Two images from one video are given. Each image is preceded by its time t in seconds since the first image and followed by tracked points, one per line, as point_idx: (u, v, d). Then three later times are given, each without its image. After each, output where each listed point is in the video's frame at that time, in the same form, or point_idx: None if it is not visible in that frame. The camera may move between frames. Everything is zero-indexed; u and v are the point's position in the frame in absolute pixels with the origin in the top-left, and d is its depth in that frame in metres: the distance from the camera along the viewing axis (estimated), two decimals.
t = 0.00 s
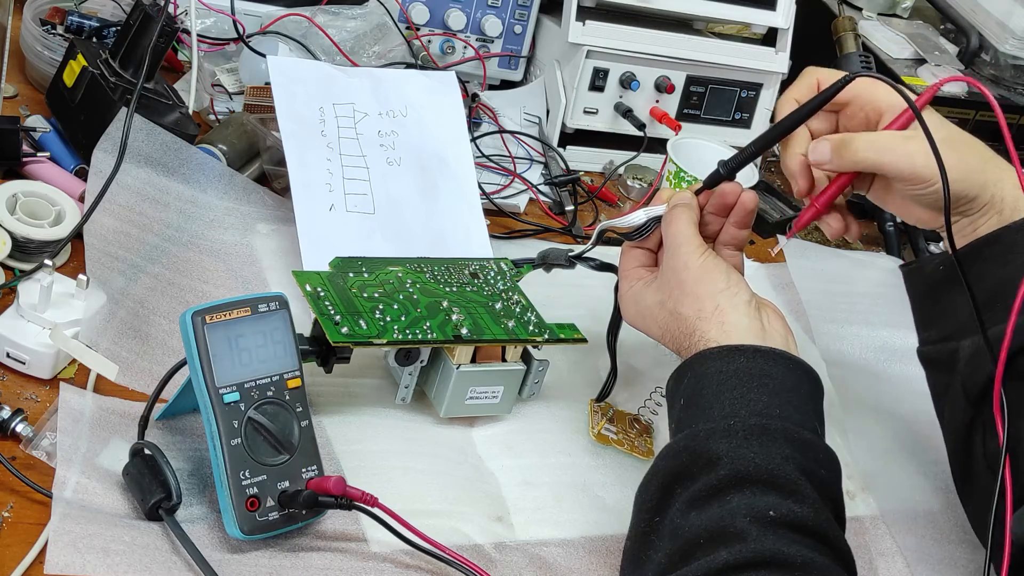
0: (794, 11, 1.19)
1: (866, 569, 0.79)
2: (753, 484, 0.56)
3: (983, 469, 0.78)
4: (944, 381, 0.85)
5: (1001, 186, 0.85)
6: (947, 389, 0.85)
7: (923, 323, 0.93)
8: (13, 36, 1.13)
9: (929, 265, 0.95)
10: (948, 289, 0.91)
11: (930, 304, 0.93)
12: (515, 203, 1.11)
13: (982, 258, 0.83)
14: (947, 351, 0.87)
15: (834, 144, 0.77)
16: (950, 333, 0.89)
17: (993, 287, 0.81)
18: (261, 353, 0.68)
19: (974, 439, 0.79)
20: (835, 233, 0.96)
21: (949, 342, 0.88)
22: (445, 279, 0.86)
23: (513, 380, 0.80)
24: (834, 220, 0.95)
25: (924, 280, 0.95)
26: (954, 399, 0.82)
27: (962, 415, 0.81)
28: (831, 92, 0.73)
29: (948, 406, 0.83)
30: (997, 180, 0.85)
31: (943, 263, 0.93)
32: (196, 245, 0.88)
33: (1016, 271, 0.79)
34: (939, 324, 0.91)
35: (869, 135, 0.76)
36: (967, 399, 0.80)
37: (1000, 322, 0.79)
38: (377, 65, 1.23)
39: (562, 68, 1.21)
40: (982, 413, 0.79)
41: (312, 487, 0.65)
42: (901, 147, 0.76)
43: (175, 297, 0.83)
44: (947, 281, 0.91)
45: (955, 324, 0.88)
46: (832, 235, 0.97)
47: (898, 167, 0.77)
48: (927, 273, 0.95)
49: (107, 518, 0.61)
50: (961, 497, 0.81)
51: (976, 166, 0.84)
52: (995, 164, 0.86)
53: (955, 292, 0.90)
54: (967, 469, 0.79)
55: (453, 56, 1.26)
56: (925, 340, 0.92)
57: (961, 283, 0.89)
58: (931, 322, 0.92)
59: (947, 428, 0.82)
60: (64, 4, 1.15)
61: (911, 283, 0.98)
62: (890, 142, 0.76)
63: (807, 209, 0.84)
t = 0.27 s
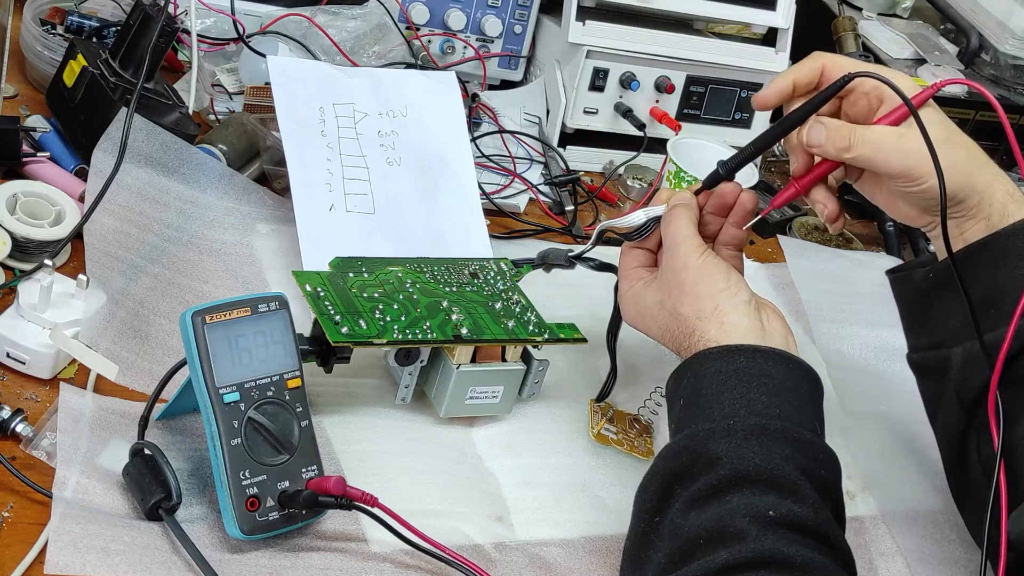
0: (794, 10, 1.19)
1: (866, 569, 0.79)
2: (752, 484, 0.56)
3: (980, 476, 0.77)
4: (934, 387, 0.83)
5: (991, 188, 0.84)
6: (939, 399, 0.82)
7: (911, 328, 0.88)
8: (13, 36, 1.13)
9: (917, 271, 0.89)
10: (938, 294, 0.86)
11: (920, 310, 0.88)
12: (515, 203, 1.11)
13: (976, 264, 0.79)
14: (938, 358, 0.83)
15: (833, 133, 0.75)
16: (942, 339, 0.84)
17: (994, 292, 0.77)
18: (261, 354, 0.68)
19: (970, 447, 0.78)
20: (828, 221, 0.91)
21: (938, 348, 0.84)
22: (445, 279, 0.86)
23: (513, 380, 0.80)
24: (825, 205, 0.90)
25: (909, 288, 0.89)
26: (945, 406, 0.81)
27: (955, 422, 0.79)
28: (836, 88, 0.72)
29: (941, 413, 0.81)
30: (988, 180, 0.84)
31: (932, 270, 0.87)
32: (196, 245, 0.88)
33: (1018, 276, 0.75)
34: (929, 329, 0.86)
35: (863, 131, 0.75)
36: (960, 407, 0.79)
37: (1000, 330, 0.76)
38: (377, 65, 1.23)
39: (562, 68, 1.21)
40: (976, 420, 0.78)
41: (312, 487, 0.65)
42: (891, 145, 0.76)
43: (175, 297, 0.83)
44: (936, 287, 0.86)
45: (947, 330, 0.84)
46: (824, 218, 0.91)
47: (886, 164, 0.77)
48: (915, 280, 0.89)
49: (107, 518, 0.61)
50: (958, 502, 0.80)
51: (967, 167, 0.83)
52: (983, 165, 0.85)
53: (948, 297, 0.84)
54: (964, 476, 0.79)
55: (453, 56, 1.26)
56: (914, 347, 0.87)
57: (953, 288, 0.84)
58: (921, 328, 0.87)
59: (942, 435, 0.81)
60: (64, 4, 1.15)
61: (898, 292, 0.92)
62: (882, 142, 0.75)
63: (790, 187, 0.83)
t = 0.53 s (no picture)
0: (794, 10, 1.19)
1: (866, 569, 0.79)
2: (753, 484, 0.56)
3: (977, 479, 0.77)
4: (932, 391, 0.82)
5: (981, 197, 0.84)
6: (936, 403, 0.82)
7: (907, 331, 0.87)
8: (13, 36, 1.13)
9: (912, 277, 0.88)
10: (934, 300, 0.85)
11: (916, 316, 0.87)
12: (515, 203, 1.11)
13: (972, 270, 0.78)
14: (935, 363, 0.83)
15: (820, 147, 0.74)
16: (938, 344, 0.83)
17: (991, 297, 0.75)
18: (261, 354, 0.68)
19: (967, 451, 0.78)
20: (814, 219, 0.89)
21: (935, 353, 0.83)
22: (445, 279, 0.86)
23: (513, 380, 0.80)
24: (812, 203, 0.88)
25: (905, 294, 0.88)
26: (943, 411, 0.80)
27: (953, 427, 0.79)
28: (837, 89, 0.73)
29: (938, 418, 0.81)
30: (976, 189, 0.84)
31: (927, 275, 0.85)
32: (196, 245, 0.88)
33: (1016, 281, 0.74)
34: (925, 333, 0.85)
35: (853, 140, 0.76)
36: (957, 412, 0.78)
37: (998, 336, 0.74)
38: (377, 65, 1.23)
39: (562, 68, 1.21)
40: (973, 424, 0.77)
41: (312, 487, 0.65)
42: (878, 154, 0.77)
43: (175, 297, 0.83)
44: (932, 293, 0.85)
45: (943, 334, 0.83)
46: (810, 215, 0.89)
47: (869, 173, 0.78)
48: (909, 286, 0.88)
49: (107, 518, 0.61)
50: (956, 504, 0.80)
51: (959, 176, 0.83)
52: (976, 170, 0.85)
53: (944, 303, 0.83)
54: (962, 479, 0.79)
55: (453, 56, 1.26)
56: (910, 352, 0.87)
57: (949, 294, 0.83)
58: (917, 331, 0.86)
59: (940, 438, 0.81)
60: (64, 4, 1.15)
61: (894, 298, 0.90)
62: (869, 152, 0.76)
63: (777, 186, 0.81)
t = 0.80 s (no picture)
0: (793, 10, 1.19)
1: (866, 570, 0.79)
2: (753, 484, 0.56)
3: (975, 482, 0.77)
4: (929, 396, 0.82)
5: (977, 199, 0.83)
6: (933, 407, 0.81)
7: (905, 335, 0.87)
8: (13, 36, 1.13)
9: (909, 281, 0.87)
10: (931, 304, 0.84)
11: (913, 320, 0.86)
12: (515, 203, 1.11)
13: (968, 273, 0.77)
14: (931, 368, 0.82)
15: (816, 136, 0.74)
16: (934, 348, 0.83)
17: (987, 300, 0.74)
18: (261, 354, 0.68)
19: (965, 456, 0.78)
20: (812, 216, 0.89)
21: (932, 356, 0.82)
22: (445, 279, 0.86)
23: (513, 380, 0.80)
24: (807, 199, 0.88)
25: (903, 298, 0.88)
26: (939, 413, 0.80)
27: (949, 430, 0.78)
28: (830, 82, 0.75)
29: (936, 420, 0.80)
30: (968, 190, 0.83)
31: (924, 280, 0.85)
32: (196, 245, 0.88)
33: (1012, 283, 0.73)
34: (922, 337, 0.84)
35: (848, 133, 0.76)
36: (954, 416, 0.77)
37: (995, 339, 0.73)
38: (377, 65, 1.23)
39: (562, 68, 1.21)
40: (969, 428, 0.77)
41: (312, 487, 0.65)
42: (872, 150, 0.77)
43: (175, 297, 0.83)
44: (928, 297, 0.84)
45: (939, 339, 0.82)
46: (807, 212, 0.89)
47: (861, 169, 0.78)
48: (906, 289, 0.87)
49: (107, 518, 0.61)
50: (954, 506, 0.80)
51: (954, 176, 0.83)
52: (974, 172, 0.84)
53: (940, 307, 0.83)
54: (960, 483, 0.79)
55: (453, 56, 1.26)
56: (907, 354, 0.86)
57: (945, 298, 0.82)
58: (914, 334, 0.85)
59: (938, 442, 0.80)
60: (64, 4, 1.15)
61: (891, 300, 0.90)
62: (863, 147, 0.76)
63: (772, 183, 0.83)
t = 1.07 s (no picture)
0: (793, 10, 1.19)
1: (866, 570, 0.79)
2: (754, 484, 0.56)
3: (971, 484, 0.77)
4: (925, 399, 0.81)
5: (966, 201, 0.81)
6: (929, 411, 0.80)
7: (899, 338, 0.85)
8: (13, 36, 1.13)
9: (902, 284, 0.86)
10: (924, 307, 0.82)
11: (907, 323, 0.84)
12: (515, 203, 1.11)
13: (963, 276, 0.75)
14: (926, 370, 0.81)
15: (808, 124, 0.76)
16: (929, 351, 0.81)
17: (982, 303, 0.73)
18: (261, 354, 0.68)
19: (962, 458, 0.78)
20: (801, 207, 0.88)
21: (926, 360, 0.82)
22: (445, 279, 0.86)
23: (513, 380, 0.80)
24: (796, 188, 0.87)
25: (895, 302, 0.86)
26: (935, 416, 0.79)
27: (946, 432, 0.78)
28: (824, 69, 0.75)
29: (931, 422, 0.80)
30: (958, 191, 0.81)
31: (917, 283, 0.83)
32: (196, 245, 0.88)
33: (1006, 286, 0.72)
34: (917, 339, 0.83)
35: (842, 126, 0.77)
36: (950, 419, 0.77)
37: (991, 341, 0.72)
38: (377, 65, 1.23)
39: (562, 68, 1.21)
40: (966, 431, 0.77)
41: (312, 487, 0.65)
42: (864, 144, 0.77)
43: (175, 297, 0.83)
44: (921, 300, 0.83)
45: (933, 341, 0.81)
46: (796, 203, 0.88)
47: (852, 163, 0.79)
48: (899, 294, 0.86)
49: (107, 518, 0.61)
50: (952, 507, 0.80)
51: (945, 176, 0.81)
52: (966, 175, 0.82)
53: (934, 310, 0.81)
54: (958, 486, 0.78)
55: (453, 56, 1.26)
56: (902, 358, 0.84)
57: (939, 301, 0.81)
58: (909, 338, 0.84)
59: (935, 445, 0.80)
60: (64, 4, 1.15)
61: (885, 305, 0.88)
62: (855, 140, 0.77)
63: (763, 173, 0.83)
